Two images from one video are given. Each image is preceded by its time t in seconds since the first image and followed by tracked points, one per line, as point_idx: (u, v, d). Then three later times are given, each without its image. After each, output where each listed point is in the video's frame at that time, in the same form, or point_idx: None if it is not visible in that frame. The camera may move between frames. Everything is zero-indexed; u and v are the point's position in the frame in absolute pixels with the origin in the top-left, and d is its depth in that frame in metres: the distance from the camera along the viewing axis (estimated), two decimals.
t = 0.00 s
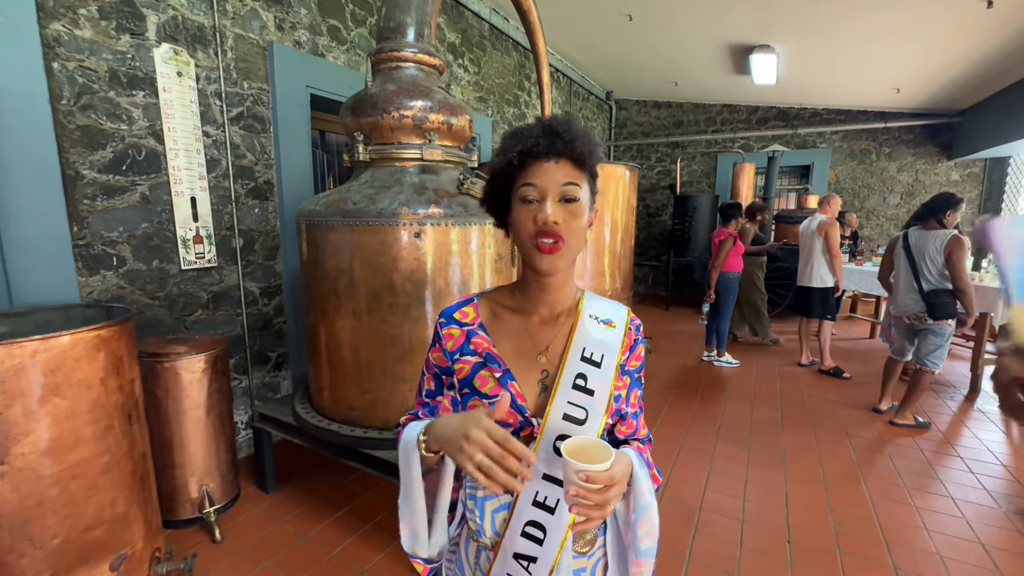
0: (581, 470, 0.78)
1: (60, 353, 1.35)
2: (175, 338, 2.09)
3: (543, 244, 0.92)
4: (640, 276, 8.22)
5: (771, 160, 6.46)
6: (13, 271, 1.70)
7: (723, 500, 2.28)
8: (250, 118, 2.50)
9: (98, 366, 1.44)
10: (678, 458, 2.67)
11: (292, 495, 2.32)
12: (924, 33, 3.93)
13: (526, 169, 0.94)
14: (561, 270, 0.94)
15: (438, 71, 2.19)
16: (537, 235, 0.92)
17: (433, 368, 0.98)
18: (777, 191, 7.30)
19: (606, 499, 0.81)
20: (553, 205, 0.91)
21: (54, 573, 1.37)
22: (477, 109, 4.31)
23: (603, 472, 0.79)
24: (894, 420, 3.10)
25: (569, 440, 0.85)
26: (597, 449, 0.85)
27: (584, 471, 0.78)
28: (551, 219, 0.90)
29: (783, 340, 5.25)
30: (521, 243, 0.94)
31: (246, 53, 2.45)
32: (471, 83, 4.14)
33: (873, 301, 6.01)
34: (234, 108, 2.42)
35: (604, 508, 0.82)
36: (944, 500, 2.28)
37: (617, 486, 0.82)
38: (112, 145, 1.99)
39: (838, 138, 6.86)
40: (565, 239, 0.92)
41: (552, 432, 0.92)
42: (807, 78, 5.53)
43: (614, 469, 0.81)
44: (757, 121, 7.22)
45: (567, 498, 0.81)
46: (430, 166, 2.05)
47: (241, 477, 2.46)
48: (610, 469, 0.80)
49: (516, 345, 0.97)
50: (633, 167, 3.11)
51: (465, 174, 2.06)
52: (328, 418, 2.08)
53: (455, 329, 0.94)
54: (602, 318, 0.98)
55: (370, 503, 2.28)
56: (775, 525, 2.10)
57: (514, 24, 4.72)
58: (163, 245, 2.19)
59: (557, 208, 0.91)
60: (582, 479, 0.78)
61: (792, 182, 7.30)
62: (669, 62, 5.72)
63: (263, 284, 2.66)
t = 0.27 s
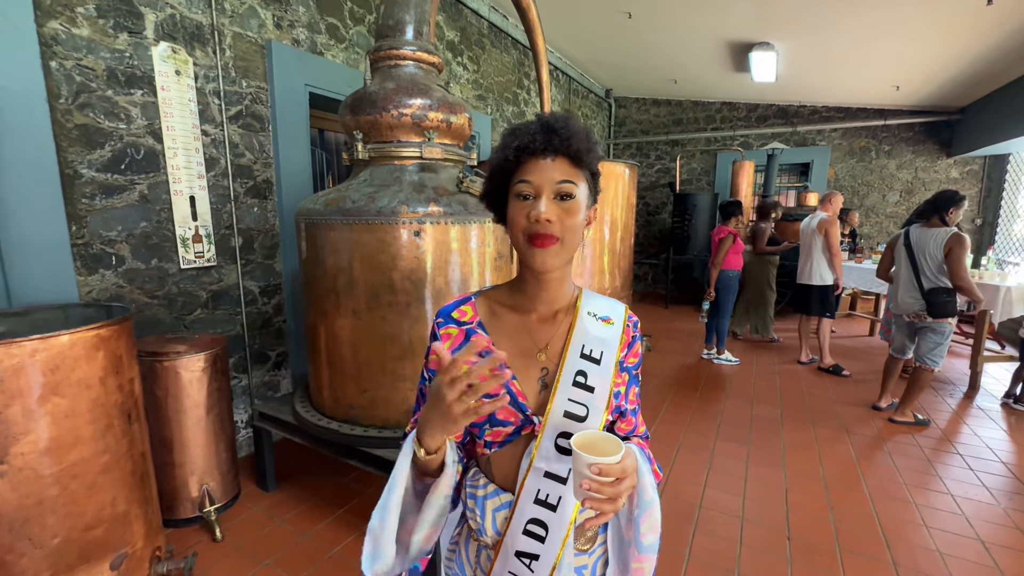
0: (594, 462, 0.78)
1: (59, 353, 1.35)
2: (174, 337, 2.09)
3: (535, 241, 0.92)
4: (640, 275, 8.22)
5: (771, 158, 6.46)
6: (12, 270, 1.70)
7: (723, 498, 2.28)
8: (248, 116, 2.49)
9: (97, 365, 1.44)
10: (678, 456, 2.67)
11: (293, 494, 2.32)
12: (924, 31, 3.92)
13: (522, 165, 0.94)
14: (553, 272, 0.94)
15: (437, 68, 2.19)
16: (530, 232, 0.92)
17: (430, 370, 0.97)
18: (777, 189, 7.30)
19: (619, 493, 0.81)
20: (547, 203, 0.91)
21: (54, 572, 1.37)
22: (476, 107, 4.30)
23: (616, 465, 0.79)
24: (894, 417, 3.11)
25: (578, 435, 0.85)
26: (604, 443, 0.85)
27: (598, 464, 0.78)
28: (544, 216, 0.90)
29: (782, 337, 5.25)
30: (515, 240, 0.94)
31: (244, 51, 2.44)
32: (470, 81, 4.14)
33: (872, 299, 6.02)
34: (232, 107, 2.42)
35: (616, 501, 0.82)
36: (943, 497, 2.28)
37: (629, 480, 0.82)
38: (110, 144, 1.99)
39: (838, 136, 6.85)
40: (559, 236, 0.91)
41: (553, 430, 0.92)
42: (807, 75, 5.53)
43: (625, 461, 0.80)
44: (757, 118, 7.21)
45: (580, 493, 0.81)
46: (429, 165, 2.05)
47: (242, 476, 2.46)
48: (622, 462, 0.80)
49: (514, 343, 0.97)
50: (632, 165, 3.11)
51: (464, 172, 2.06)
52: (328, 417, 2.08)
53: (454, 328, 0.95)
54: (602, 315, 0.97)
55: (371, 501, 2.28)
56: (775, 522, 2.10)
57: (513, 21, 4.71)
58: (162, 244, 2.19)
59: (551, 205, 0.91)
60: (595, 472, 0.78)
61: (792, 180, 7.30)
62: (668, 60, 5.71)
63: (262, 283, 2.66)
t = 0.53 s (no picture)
0: (592, 468, 0.78)
1: (58, 352, 1.35)
2: (174, 336, 2.09)
3: (536, 241, 0.92)
4: (639, 273, 8.22)
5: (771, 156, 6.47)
6: (11, 269, 1.70)
7: (723, 497, 2.28)
8: (248, 115, 2.49)
9: (97, 365, 1.44)
10: (678, 454, 2.67)
11: (293, 493, 2.33)
12: (924, 28, 3.91)
13: (521, 164, 0.94)
14: (554, 271, 0.95)
15: (436, 67, 2.18)
16: (529, 231, 0.91)
17: (429, 375, 0.97)
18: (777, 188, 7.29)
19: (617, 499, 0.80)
20: (548, 202, 0.91)
21: (55, 571, 1.37)
22: (476, 106, 4.30)
23: (613, 471, 0.78)
24: (893, 416, 3.11)
25: (577, 439, 0.84)
26: (603, 448, 0.85)
27: (595, 470, 0.78)
28: (544, 215, 0.90)
29: (782, 336, 5.25)
30: (516, 239, 0.94)
31: (244, 50, 2.44)
32: (469, 80, 4.13)
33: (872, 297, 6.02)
34: (232, 105, 2.41)
35: (614, 508, 0.81)
36: (943, 495, 2.28)
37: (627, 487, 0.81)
38: (109, 143, 1.98)
39: (838, 134, 6.85)
40: (559, 235, 0.91)
41: (551, 432, 0.92)
42: (807, 74, 5.52)
43: (624, 467, 0.80)
44: (757, 117, 7.21)
45: (577, 498, 0.81)
46: (429, 163, 2.05)
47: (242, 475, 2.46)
48: (620, 468, 0.79)
49: (512, 345, 0.96)
50: (632, 164, 3.10)
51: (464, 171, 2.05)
52: (328, 416, 2.08)
53: (450, 331, 0.94)
54: (600, 315, 0.97)
55: (371, 500, 2.28)
56: (775, 520, 2.10)
57: (513, 20, 4.70)
58: (161, 243, 2.18)
59: (551, 204, 0.91)
60: (592, 478, 0.78)
61: (792, 178, 7.30)
62: (668, 58, 5.70)
63: (262, 282, 2.66)
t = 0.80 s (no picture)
0: (592, 467, 0.78)
1: (60, 351, 1.35)
2: (175, 336, 2.09)
3: (550, 239, 0.91)
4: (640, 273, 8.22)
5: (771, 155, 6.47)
6: (14, 269, 1.70)
7: (724, 496, 2.28)
8: (249, 115, 2.49)
9: (99, 364, 1.44)
10: (678, 454, 2.67)
11: (294, 492, 2.33)
12: (925, 28, 3.91)
13: (531, 159, 0.93)
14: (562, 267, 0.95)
15: (437, 66, 2.18)
16: (543, 228, 0.91)
17: (431, 373, 0.97)
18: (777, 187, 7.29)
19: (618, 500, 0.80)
20: (560, 200, 0.91)
21: (57, 569, 1.37)
22: (476, 105, 4.30)
23: (614, 470, 0.78)
24: (894, 415, 3.11)
25: (578, 438, 0.84)
26: (605, 447, 0.85)
27: (596, 469, 0.78)
28: (559, 213, 0.90)
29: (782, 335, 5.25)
30: (526, 236, 0.93)
31: (245, 50, 2.44)
32: (470, 79, 4.13)
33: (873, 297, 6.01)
34: (233, 105, 2.42)
35: (614, 508, 0.81)
36: (943, 494, 2.28)
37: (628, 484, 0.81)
38: (110, 143, 1.99)
39: (839, 134, 6.84)
40: (571, 232, 0.91)
41: (555, 430, 0.92)
42: (809, 73, 5.51)
43: (625, 467, 0.80)
44: (757, 116, 7.20)
45: (577, 495, 0.81)
46: (430, 163, 2.05)
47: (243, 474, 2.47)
48: (621, 467, 0.79)
49: (514, 344, 0.96)
50: (633, 163, 3.10)
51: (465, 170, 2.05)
52: (329, 415, 2.08)
53: (452, 330, 0.94)
54: (601, 313, 0.98)
55: (371, 499, 2.28)
56: (775, 519, 2.11)
57: (513, 19, 4.70)
58: (163, 243, 2.19)
59: (564, 202, 0.91)
60: (593, 477, 0.78)
61: (793, 178, 7.29)
62: (669, 57, 5.70)
63: (263, 282, 2.66)
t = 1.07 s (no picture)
0: (590, 468, 0.78)
1: (62, 351, 1.35)
2: (177, 335, 2.10)
3: (556, 253, 0.92)
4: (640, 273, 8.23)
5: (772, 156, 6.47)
6: (16, 268, 1.71)
7: (724, 496, 2.28)
8: (250, 115, 2.50)
9: (100, 363, 1.45)
10: (679, 454, 2.67)
11: (295, 492, 2.33)
12: (926, 28, 3.90)
13: (535, 174, 0.92)
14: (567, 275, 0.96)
15: (438, 67, 2.19)
16: (550, 243, 0.92)
17: (435, 380, 0.97)
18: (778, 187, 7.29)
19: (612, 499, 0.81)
20: (565, 215, 0.91)
21: (59, 569, 1.38)
22: (477, 105, 4.30)
23: (611, 471, 0.79)
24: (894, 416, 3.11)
25: (574, 440, 0.84)
26: (601, 448, 0.84)
27: (594, 471, 0.78)
28: (564, 229, 0.90)
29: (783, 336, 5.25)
30: (532, 250, 0.94)
31: (246, 50, 2.45)
32: (471, 79, 4.13)
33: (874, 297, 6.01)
34: (234, 105, 2.42)
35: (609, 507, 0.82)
36: (944, 495, 2.28)
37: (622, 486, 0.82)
38: (112, 143, 1.99)
39: (840, 134, 6.84)
40: (576, 245, 0.93)
41: (563, 429, 0.91)
42: (810, 73, 5.51)
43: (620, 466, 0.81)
44: (758, 117, 7.20)
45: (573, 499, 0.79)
46: (431, 163, 2.05)
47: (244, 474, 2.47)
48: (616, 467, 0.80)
49: (518, 345, 0.96)
50: (633, 163, 3.10)
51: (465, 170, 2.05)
52: (330, 416, 2.09)
53: (454, 335, 0.94)
54: (602, 314, 0.99)
55: (372, 499, 2.28)
56: (775, 519, 2.11)
57: (514, 20, 4.70)
58: (164, 243, 2.19)
59: (568, 216, 0.91)
60: (591, 478, 0.78)
61: (793, 178, 7.29)
62: (670, 57, 5.70)
63: (264, 282, 2.67)
